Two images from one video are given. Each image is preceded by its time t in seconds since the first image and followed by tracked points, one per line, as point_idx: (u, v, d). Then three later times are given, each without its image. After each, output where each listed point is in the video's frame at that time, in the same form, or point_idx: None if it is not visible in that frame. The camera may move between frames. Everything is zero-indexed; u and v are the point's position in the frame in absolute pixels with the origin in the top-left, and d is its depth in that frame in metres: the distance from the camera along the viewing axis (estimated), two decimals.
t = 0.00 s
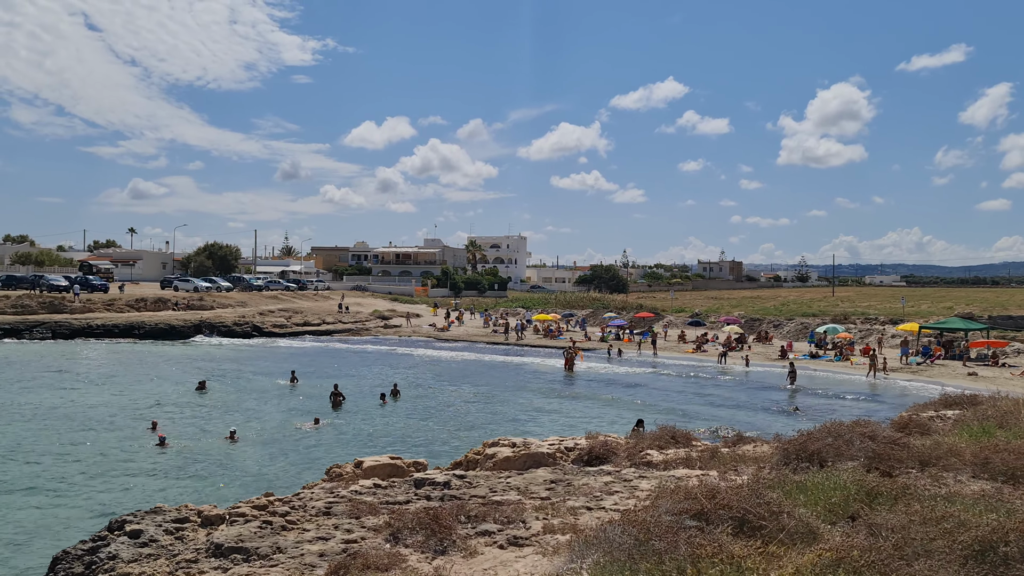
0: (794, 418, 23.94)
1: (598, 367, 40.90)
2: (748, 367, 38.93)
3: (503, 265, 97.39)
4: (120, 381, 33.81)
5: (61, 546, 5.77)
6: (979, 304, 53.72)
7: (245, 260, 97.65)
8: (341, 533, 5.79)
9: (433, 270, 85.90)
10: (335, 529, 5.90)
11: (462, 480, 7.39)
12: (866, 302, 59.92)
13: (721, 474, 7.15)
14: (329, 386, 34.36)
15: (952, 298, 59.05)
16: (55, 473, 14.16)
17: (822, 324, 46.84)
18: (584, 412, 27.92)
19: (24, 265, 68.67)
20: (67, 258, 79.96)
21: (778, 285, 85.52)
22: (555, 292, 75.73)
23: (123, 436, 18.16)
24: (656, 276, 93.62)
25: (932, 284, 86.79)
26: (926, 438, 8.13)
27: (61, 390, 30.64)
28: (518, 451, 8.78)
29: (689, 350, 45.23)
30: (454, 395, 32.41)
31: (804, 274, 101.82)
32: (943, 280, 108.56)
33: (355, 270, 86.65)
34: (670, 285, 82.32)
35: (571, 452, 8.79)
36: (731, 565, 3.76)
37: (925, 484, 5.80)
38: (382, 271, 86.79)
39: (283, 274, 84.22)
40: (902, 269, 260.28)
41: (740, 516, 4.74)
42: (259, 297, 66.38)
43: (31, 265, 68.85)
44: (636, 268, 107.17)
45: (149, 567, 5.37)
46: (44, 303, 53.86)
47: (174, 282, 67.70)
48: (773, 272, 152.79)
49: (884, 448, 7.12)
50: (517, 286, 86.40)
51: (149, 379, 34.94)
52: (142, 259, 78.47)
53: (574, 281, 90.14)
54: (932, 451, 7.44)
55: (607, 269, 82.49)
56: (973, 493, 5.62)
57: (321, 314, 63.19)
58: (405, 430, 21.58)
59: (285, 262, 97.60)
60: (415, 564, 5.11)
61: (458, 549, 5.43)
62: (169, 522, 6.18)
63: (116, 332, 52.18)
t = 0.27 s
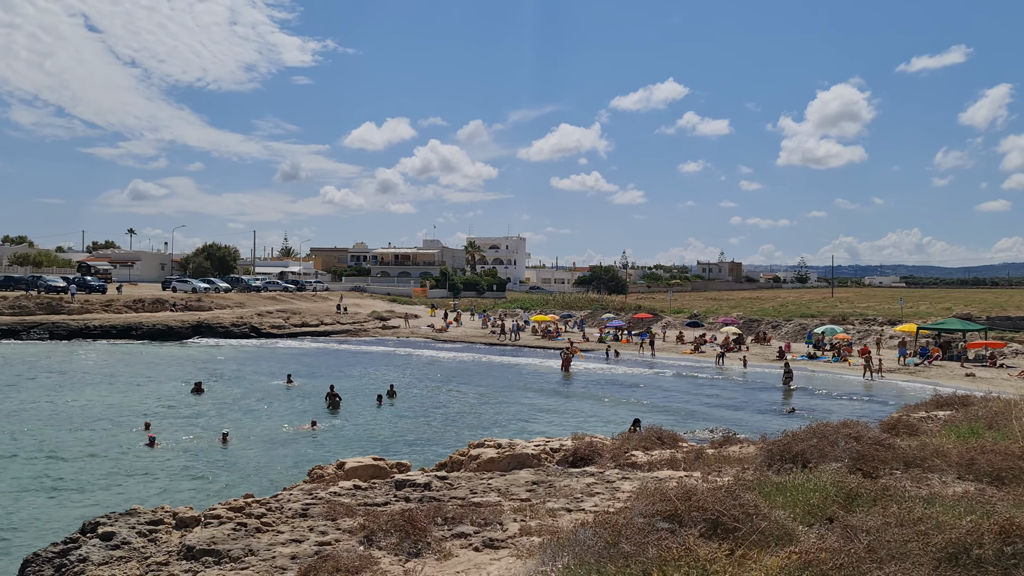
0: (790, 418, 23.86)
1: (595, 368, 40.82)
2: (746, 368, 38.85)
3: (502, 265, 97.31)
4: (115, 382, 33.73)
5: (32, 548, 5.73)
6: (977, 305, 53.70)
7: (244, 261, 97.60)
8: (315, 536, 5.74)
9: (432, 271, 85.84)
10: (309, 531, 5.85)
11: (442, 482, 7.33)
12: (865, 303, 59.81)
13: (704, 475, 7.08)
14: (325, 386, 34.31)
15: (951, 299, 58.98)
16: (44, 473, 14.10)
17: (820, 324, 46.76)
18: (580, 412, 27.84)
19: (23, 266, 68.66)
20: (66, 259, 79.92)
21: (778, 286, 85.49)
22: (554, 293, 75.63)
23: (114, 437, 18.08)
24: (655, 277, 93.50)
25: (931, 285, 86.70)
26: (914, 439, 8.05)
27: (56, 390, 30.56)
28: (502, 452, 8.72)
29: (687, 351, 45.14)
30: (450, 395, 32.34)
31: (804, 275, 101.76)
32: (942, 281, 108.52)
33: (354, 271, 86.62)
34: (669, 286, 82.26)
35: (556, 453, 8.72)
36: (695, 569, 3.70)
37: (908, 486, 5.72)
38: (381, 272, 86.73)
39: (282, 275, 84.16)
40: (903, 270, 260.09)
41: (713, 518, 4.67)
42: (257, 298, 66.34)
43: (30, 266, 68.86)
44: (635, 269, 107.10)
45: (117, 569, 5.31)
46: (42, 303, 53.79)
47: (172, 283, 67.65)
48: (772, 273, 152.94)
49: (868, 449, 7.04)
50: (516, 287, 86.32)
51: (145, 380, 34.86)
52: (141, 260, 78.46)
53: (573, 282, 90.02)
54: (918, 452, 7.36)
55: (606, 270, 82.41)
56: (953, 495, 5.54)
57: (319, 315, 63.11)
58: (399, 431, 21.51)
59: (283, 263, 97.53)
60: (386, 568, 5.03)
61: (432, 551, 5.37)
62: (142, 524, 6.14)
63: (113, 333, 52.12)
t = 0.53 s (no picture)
0: (785, 420, 23.81)
1: (591, 369, 40.73)
2: (742, 369, 38.76)
3: (500, 266, 97.15)
4: (108, 382, 33.61)
5: None
6: (974, 306, 53.66)
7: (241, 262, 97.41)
8: (286, 542, 5.65)
9: (430, 272, 85.71)
10: (280, 537, 5.76)
11: (421, 486, 7.24)
12: (861, 304, 59.79)
13: (685, 479, 6.99)
14: (320, 387, 34.21)
15: (947, 300, 58.98)
16: (31, 474, 14.05)
17: (816, 325, 46.69)
18: (574, 413, 27.75)
19: (19, 267, 68.47)
20: (62, 260, 79.75)
21: (775, 287, 85.39)
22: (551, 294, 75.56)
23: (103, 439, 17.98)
24: (652, 279, 93.42)
25: (928, 287, 86.77)
26: (898, 443, 7.98)
27: (49, 391, 30.44)
28: (484, 455, 8.63)
29: (683, 352, 45.07)
30: (445, 397, 32.25)
31: (801, 276, 101.68)
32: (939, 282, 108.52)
33: (351, 272, 86.50)
34: (666, 287, 82.18)
35: (539, 456, 8.63)
36: None
37: (888, 493, 5.64)
38: (378, 273, 86.60)
39: (279, 276, 84.04)
40: (899, 272, 260.48)
41: (685, 525, 4.59)
42: (253, 299, 66.21)
43: (25, 267, 68.68)
44: (633, 270, 107.01)
45: None
46: (37, 304, 53.64)
47: (169, 284, 67.50)
48: (770, 273, 153.12)
49: (851, 452, 6.95)
50: (514, 288, 86.20)
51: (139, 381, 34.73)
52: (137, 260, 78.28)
53: (571, 283, 89.95)
54: (901, 456, 7.27)
55: (603, 271, 82.31)
56: (934, 501, 5.45)
57: (315, 316, 62.96)
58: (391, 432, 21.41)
59: (281, 264, 97.44)
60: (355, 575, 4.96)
61: (403, 558, 5.29)
62: (112, 531, 6.06)
63: (108, 334, 51.94)
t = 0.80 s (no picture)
0: (778, 421, 23.75)
1: (587, 370, 40.64)
2: (738, 371, 38.68)
3: (497, 267, 97.05)
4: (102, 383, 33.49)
5: None
6: (970, 307, 53.67)
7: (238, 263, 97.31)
8: (256, 547, 5.58)
9: (426, 272, 85.61)
10: (251, 542, 5.69)
11: (400, 489, 7.18)
12: (857, 305, 59.80)
13: (666, 481, 6.94)
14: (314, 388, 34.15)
15: (943, 301, 59.00)
16: (19, 474, 14.03)
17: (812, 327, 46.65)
18: (568, 414, 27.67)
19: (14, 268, 68.30)
20: (58, 261, 79.56)
21: (773, 288, 85.41)
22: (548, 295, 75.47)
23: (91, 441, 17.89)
24: (649, 280, 93.30)
25: (925, 288, 86.85)
26: (881, 445, 7.93)
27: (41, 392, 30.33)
28: (466, 457, 8.56)
29: (679, 353, 45.01)
30: (439, 398, 32.17)
31: (799, 276, 101.74)
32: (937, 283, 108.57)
33: (348, 273, 86.40)
34: (663, 288, 82.14)
35: (521, 459, 8.56)
36: None
37: (865, 497, 5.59)
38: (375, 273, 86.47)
39: (276, 277, 83.92)
40: (897, 274, 260.69)
41: (654, 529, 4.52)
42: (249, 301, 66.09)
43: (21, 268, 68.51)
44: (631, 271, 107.00)
45: None
46: (32, 306, 53.49)
47: (165, 285, 67.37)
48: (767, 274, 153.17)
49: (831, 455, 6.89)
50: (511, 289, 86.12)
51: (133, 382, 34.62)
52: (133, 261, 78.11)
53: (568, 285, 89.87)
54: (884, 459, 7.21)
55: (600, 272, 82.22)
56: (908, 504, 5.41)
57: (311, 317, 62.82)
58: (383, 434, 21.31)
59: (278, 265, 97.33)
60: None
61: (373, 563, 5.21)
62: (82, 535, 6.00)
63: (103, 336, 51.83)
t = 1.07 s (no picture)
0: (769, 422, 23.68)
1: (581, 371, 40.56)
2: (732, 371, 38.65)
3: (494, 268, 96.92)
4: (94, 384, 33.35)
5: None
6: (965, 308, 53.72)
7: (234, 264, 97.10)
8: (221, 550, 5.51)
9: (422, 273, 85.49)
10: (217, 546, 5.61)
11: (374, 491, 7.11)
12: (852, 306, 59.80)
13: (641, 484, 6.88)
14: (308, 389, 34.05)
15: (938, 302, 59.04)
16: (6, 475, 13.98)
17: (807, 328, 46.64)
18: (560, 415, 27.60)
19: (8, 269, 68.05)
20: (52, 262, 79.28)
21: (769, 289, 85.45)
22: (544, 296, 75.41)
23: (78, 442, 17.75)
24: (645, 280, 93.27)
25: (921, 289, 86.92)
26: (859, 447, 7.88)
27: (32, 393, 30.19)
28: (444, 459, 8.49)
29: (673, 354, 44.95)
30: (432, 399, 32.07)
31: (795, 277, 101.83)
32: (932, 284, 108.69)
33: (344, 274, 86.25)
34: (660, 289, 82.14)
35: (499, 461, 8.50)
36: None
37: (837, 500, 5.53)
38: (371, 274, 86.33)
39: (271, 278, 83.74)
40: (893, 275, 260.83)
41: (616, 532, 4.45)
42: (244, 302, 65.93)
43: (15, 269, 68.26)
44: (627, 272, 106.99)
45: None
46: (25, 307, 53.29)
47: (159, 286, 67.16)
48: (763, 275, 153.28)
49: (807, 456, 6.83)
50: (507, 290, 86.03)
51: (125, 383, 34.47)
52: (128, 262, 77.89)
53: (564, 285, 89.81)
54: (862, 460, 7.15)
55: (597, 273, 82.16)
56: (881, 507, 5.35)
57: (306, 318, 62.69)
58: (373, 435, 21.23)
59: (274, 266, 97.14)
60: None
61: (338, 566, 5.13)
62: (47, 539, 5.92)
63: (97, 337, 51.65)
